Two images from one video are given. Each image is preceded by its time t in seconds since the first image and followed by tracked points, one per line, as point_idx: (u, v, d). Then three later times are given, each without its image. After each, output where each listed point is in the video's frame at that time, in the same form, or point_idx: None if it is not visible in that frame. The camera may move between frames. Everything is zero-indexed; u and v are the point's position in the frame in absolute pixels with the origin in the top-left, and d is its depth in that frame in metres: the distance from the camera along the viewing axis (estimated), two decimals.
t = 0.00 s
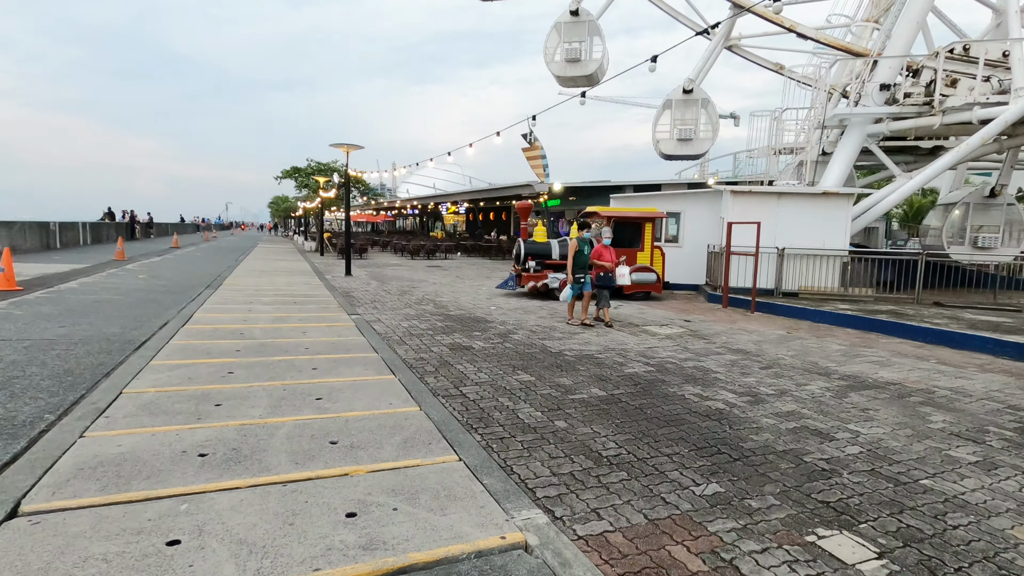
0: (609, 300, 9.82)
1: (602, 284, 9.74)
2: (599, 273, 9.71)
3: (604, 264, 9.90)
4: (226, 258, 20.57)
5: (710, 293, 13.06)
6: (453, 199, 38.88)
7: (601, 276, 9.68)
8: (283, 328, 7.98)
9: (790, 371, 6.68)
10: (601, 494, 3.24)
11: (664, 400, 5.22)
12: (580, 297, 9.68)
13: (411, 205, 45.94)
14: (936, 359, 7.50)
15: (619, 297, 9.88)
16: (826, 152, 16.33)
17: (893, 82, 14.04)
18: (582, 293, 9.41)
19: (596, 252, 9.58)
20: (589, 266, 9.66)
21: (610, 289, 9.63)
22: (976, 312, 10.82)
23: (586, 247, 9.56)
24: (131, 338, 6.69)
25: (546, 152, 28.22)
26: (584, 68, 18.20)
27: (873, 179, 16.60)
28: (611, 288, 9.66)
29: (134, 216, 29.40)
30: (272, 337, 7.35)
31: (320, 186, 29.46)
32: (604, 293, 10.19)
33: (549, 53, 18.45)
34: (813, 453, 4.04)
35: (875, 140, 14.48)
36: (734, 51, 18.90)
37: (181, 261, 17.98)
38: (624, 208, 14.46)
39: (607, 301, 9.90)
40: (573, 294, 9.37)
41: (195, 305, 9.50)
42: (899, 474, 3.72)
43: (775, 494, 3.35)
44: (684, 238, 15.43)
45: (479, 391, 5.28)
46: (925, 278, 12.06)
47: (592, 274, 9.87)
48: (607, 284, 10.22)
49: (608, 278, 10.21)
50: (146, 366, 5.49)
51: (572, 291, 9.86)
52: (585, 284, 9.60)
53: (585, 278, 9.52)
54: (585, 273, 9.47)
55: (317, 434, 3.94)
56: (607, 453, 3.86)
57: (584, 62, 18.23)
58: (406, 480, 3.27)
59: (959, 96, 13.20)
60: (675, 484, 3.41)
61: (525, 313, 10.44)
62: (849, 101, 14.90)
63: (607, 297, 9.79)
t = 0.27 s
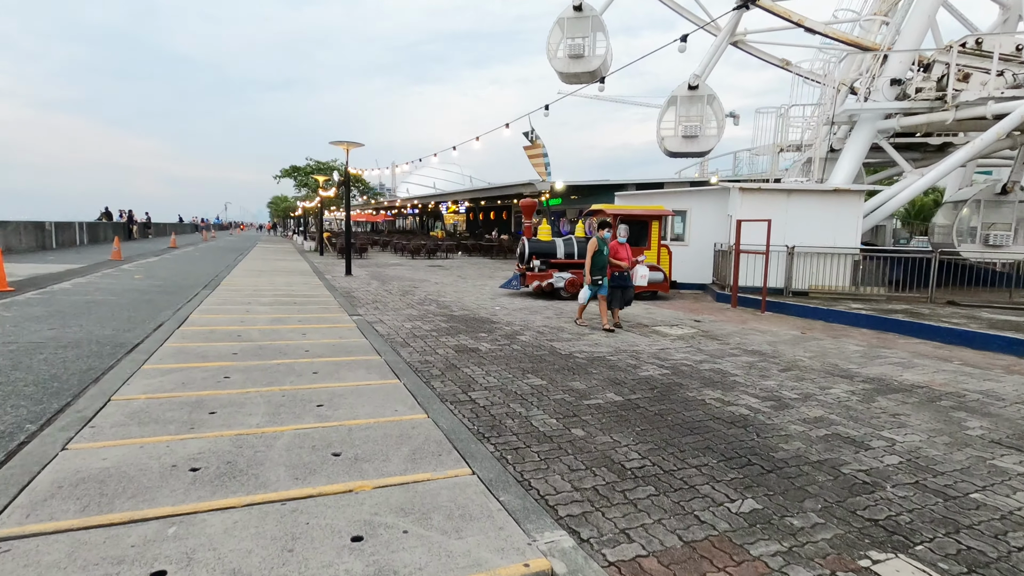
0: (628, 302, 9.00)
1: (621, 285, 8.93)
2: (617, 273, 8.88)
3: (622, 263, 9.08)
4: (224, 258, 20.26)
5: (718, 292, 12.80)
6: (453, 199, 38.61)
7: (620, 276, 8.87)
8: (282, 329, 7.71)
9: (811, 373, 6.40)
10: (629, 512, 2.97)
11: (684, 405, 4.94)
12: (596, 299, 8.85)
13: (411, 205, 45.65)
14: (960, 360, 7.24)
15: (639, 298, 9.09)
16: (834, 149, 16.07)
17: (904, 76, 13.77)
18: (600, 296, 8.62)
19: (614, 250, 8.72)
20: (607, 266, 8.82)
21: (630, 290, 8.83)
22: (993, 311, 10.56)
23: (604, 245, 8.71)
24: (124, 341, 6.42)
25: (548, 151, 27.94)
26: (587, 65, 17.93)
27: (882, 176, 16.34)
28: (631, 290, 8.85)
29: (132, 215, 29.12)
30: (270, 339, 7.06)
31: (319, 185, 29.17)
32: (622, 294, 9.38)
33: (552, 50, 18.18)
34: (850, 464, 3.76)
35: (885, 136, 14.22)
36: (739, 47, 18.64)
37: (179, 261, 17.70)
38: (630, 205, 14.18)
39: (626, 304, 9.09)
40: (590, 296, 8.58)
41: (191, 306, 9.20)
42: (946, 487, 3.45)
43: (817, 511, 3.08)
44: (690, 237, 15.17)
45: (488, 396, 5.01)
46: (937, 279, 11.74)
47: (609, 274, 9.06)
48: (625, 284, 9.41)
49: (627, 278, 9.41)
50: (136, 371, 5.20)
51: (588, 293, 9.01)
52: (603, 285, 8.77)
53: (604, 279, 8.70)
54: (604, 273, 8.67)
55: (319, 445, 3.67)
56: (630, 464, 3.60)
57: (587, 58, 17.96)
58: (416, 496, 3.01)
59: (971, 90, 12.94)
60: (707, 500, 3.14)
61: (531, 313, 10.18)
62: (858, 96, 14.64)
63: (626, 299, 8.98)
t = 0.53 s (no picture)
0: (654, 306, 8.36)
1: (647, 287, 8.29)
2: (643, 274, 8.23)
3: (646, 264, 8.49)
4: (224, 258, 19.97)
5: (730, 293, 12.49)
6: (455, 198, 38.30)
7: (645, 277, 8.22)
8: (283, 333, 7.42)
9: (837, 379, 6.09)
10: (669, 543, 2.67)
11: (710, 416, 4.63)
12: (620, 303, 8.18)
13: (413, 204, 45.36)
14: (991, 365, 6.93)
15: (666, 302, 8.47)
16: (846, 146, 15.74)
17: (918, 71, 13.46)
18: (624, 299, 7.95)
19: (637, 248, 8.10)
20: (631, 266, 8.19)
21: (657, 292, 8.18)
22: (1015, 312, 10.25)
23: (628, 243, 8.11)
24: (116, 346, 6.12)
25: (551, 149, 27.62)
26: (593, 60, 17.61)
27: (894, 173, 16.02)
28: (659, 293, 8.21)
29: (131, 215, 28.84)
30: (270, 343, 6.75)
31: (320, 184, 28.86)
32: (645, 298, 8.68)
33: (557, 46, 17.87)
34: (901, 483, 3.45)
35: (899, 133, 13.89)
36: (748, 43, 18.32)
37: (178, 262, 17.41)
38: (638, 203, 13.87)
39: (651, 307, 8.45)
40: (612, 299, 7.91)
41: (189, 308, 8.90)
42: (1011, 511, 3.13)
43: (877, 540, 2.77)
44: (699, 235, 14.86)
45: (502, 405, 4.70)
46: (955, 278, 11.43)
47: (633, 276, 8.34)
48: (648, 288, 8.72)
49: (648, 280, 8.85)
50: (127, 379, 4.90)
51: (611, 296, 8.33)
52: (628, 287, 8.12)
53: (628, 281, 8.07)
54: (628, 273, 8.07)
55: (322, 463, 3.37)
56: (663, 485, 3.29)
57: (592, 54, 17.65)
58: (431, 525, 2.70)
59: (989, 85, 12.62)
60: (753, 528, 2.83)
61: (539, 315, 9.88)
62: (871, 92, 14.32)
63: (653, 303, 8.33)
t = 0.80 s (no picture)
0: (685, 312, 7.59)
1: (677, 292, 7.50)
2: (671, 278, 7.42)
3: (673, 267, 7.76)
4: (225, 259, 19.70)
5: (742, 294, 12.21)
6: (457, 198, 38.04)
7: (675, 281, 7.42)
8: (285, 339, 7.15)
9: (867, 387, 5.80)
10: None
11: (741, 430, 4.36)
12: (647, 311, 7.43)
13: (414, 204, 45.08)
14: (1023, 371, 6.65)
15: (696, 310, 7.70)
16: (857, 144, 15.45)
17: (933, 68, 13.18)
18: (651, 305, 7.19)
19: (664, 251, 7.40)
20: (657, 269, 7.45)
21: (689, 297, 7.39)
22: None
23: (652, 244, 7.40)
24: (111, 354, 5.85)
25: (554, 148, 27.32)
26: (599, 58, 17.34)
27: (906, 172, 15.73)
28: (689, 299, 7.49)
29: (131, 216, 28.58)
30: (273, 350, 6.48)
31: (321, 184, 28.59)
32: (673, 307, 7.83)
33: (562, 43, 17.59)
34: (960, 508, 3.17)
35: (913, 131, 13.61)
36: (756, 40, 18.04)
37: (177, 264, 17.14)
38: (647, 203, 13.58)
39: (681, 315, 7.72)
40: (638, 307, 7.13)
41: (188, 312, 8.62)
42: None
43: None
44: (708, 236, 14.57)
45: (520, 418, 4.42)
46: (973, 279, 11.10)
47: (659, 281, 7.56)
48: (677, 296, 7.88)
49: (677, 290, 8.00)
50: (122, 391, 4.62)
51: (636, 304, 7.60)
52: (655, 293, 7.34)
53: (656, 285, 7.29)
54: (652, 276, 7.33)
55: (332, 488, 3.09)
56: (704, 512, 3.01)
57: (598, 52, 17.36)
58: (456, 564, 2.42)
59: (1006, 81, 12.34)
60: (811, 564, 2.56)
61: (549, 318, 9.60)
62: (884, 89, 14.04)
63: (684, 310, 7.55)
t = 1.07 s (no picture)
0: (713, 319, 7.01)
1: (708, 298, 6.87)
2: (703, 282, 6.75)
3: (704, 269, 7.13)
4: (224, 261, 19.40)
5: (754, 295, 11.93)
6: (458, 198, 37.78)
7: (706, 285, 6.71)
8: (287, 344, 6.85)
9: (902, 395, 5.52)
10: None
11: (779, 444, 4.06)
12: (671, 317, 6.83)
13: (414, 204, 44.79)
14: None
15: (725, 317, 7.09)
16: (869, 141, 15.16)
17: (949, 62, 12.89)
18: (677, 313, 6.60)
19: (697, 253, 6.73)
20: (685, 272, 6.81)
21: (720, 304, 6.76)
22: None
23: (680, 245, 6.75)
24: (105, 363, 5.56)
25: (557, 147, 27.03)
26: (604, 55, 17.03)
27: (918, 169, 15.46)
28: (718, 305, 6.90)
29: (129, 217, 28.27)
30: (275, 358, 6.18)
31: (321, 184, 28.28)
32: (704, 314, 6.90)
33: (567, 41, 17.32)
34: None
35: (928, 127, 13.33)
36: (763, 36, 17.75)
37: (176, 265, 16.86)
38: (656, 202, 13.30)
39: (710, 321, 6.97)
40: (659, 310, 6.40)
41: (187, 317, 8.32)
42: None
43: None
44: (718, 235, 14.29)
45: (542, 433, 4.13)
46: (993, 278, 10.80)
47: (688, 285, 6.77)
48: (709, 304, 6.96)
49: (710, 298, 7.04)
50: (116, 405, 4.33)
51: (660, 309, 6.99)
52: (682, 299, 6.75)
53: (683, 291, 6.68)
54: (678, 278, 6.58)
55: (344, 519, 2.79)
56: (757, 544, 2.72)
57: (603, 49, 17.08)
58: None
59: None
60: None
61: (559, 322, 9.31)
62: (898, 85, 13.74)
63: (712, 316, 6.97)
